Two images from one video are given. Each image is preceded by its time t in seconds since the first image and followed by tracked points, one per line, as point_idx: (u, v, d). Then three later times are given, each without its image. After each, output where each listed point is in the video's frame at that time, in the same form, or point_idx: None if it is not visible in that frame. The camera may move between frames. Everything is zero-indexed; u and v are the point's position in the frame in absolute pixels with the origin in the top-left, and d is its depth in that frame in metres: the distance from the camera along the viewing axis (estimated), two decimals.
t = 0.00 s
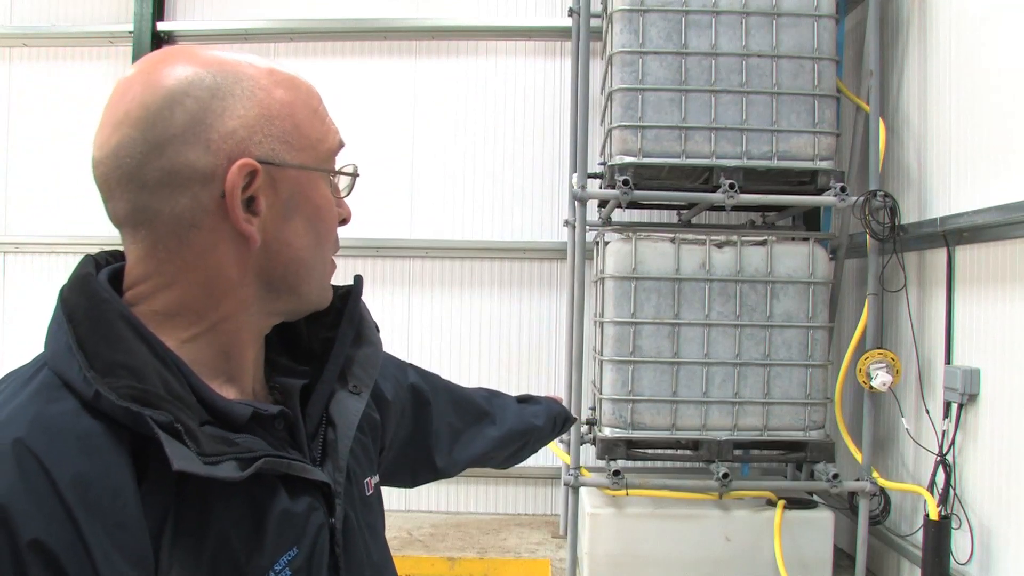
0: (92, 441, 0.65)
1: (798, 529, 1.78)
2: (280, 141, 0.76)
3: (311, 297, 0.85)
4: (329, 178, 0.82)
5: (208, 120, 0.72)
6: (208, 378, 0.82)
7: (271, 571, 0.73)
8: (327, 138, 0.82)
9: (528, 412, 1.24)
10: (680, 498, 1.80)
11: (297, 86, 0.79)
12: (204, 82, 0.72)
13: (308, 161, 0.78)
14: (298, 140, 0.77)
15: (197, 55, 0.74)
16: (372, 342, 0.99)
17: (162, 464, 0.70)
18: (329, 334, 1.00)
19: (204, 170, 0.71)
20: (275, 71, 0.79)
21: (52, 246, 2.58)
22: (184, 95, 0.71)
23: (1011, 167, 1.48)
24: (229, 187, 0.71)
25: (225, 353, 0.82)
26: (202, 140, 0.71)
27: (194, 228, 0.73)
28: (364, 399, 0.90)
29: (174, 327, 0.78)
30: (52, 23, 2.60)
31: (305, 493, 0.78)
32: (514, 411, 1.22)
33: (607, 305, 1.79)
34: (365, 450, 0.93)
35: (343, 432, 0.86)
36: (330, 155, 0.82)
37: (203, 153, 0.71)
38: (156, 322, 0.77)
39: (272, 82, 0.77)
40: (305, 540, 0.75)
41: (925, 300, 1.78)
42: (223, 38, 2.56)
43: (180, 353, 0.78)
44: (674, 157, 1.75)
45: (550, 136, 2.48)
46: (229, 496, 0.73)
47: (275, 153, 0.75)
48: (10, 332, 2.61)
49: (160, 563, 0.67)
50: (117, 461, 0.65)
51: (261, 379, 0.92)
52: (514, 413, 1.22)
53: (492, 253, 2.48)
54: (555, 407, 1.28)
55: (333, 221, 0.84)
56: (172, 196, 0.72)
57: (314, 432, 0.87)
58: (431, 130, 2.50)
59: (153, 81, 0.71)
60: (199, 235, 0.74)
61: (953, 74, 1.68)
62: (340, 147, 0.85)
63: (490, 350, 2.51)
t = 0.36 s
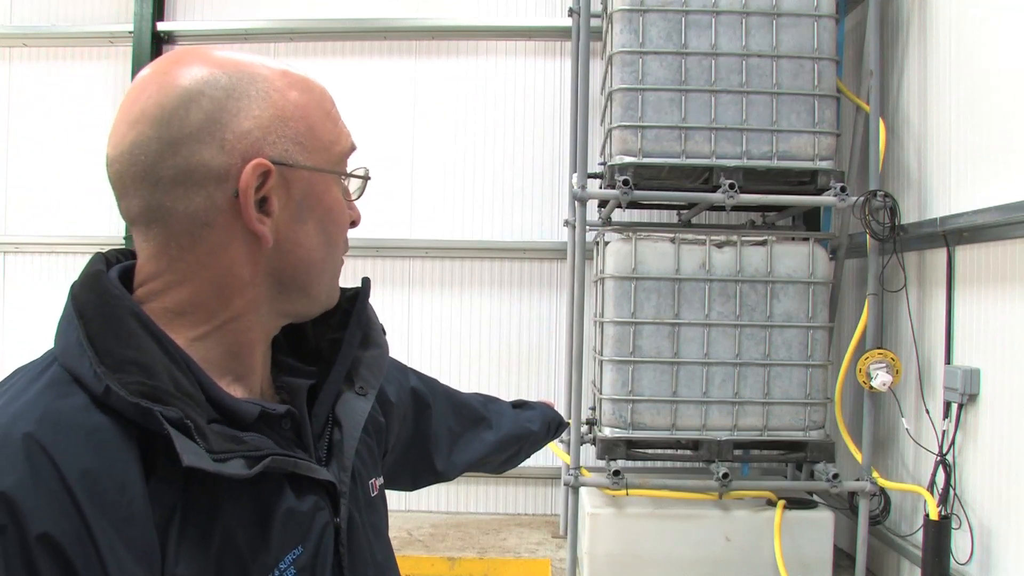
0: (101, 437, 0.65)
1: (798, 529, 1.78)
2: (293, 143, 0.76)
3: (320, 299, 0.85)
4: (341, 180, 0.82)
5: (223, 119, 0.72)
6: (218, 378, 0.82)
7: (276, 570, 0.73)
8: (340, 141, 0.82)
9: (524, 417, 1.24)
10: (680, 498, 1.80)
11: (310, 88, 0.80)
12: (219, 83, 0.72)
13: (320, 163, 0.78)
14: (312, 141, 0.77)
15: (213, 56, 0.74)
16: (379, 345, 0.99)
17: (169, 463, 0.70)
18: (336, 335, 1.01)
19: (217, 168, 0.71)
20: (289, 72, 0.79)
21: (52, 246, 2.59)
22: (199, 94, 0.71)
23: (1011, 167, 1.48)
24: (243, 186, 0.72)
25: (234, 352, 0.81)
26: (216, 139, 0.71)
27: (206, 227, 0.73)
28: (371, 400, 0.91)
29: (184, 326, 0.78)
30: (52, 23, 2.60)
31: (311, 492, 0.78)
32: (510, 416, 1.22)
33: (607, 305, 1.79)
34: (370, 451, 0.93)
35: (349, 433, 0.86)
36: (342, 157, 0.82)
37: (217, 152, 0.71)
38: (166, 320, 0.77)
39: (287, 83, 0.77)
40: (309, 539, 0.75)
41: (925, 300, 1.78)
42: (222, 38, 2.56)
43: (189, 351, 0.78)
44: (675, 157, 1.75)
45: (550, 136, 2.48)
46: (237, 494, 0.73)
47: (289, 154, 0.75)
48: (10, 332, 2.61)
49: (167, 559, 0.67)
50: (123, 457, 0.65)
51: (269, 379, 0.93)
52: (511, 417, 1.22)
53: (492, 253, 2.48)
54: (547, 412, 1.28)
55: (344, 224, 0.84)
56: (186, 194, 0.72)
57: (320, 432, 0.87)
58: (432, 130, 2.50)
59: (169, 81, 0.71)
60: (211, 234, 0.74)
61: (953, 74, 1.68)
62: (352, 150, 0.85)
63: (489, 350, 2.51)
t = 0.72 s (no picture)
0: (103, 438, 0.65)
1: (798, 529, 1.78)
2: (300, 148, 0.75)
3: (323, 304, 0.85)
4: (347, 186, 0.81)
5: (230, 123, 0.72)
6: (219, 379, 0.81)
7: (276, 571, 0.73)
8: (348, 147, 0.81)
9: (518, 380, 1.18)
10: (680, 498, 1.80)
11: (320, 92, 0.79)
12: (228, 86, 0.72)
13: (327, 168, 0.78)
14: (318, 147, 0.77)
15: (223, 57, 0.74)
16: (380, 345, 0.99)
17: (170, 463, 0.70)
18: (338, 336, 1.01)
19: (222, 172, 0.71)
20: (299, 75, 0.78)
21: (51, 246, 2.59)
22: (207, 97, 0.71)
23: (1010, 168, 1.49)
24: (247, 191, 0.71)
25: (236, 354, 0.81)
26: (222, 144, 0.71)
27: (210, 230, 0.73)
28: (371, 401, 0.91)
29: (186, 327, 0.78)
30: (52, 23, 2.60)
31: (311, 493, 0.78)
32: (503, 386, 1.17)
33: (607, 305, 1.79)
34: (370, 452, 0.93)
35: (350, 434, 0.86)
36: (349, 163, 0.82)
37: (222, 156, 0.71)
38: (167, 321, 0.77)
39: (296, 87, 0.76)
40: (310, 540, 0.76)
41: (925, 300, 1.78)
42: (223, 38, 2.56)
43: (191, 354, 0.78)
44: (675, 157, 1.75)
45: (550, 136, 2.49)
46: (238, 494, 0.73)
47: (295, 160, 0.75)
48: (10, 332, 2.60)
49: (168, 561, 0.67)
50: (123, 457, 0.65)
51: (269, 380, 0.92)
52: (505, 385, 1.17)
53: (492, 253, 2.48)
54: (542, 370, 1.20)
55: (348, 229, 0.84)
56: (191, 197, 0.72)
57: (321, 432, 0.87)
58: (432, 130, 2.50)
59: (178, 83, 0.71)
60: (215, 237, 0.74)
61: (953, 74, 1.68)
62: (360, 156, 0.84)
63: (489, 350, 2.51)
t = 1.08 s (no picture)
0: (99, 436, 0.65)
1: (798, 529, 1.78)
2: (294, 151, 0.76)
3: (317, 306, 0.85)
4: (341, 190, 0.82)
5: (225, 125, 0.72)
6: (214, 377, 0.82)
7: (272, 568, 0.73)
8: (343, 151, 0.82)
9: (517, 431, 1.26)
10: (680, 498, 1.80)
11: (316, 96, 0.79)
12: (225, 88, 0.73)
13: (321, 172, 0.78)
14: (312, 150, 0.77)
15: (218, 60, 0.74)
16: (375, 344, 0.99)
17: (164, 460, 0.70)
18: (334, 334, 1.01)
19: (217, 173, 0.71)
20: (295, 78, 0.79)
21: (52, 247, 2.59)
22: (204, 99, 0.71)
23: (1011, 167, 1.48)
24: (241, 193, 0.72)
25: (232, 352, 0.82)
26: (218, 144, 0.71)
27: (206, 231, 0.73)
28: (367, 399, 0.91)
29: (181, 326, 0.78)
30: (52, 24, 2.60)
31: (308, 491, 0.79)
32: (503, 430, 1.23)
33: (607, 305, 1.79)
34: (365, 449, 0.93)
35: (346, 433, 0.87)
36: (344, 167, 0.82)
37: (218, 157, 0.71)
38: (161, 319, 0.77)
39: (292, 90, 0.77)
40: (307, 538, 0.76)
41: (925, 300, 1.78)
42: (223, 38, 2.56)
43: (188, 352, 0.78)
44: (674, 157, 1.75)
45: (549, 136, 2.49)
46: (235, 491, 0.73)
47: (290, 162, 0.75)
48: (11, 332, 2.61)
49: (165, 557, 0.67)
50: (120, 455, 0.65)
51: (266, 379, 0.92)
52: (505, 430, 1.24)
53: (492, 253, 2.48)
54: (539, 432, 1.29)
55: (342, 233, 0.84)
56: (186, 198, 0.72)
57: (317, 430, 0.87)
58: (432, 130, 2.50)
59: (174, 85, 0.71)
60: (210, 237, 0.74)
61: (953, 74, 1.68)
62: (355, 161, 0.85)
63: (489, 349, 2.51)
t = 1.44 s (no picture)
0: (99, 429, 0.65)
1: (798, 529, 1.78)
2: (293, 151, 0.76)
3: (315, 304, 0.85)
4: (341, 189, 0.82)
5: (225, 124, 0.72)
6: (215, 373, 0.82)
7: (273, 561, 0.73)
8: (343, 151, 0.82)
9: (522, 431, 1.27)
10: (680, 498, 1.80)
11: (316, 97, 0.79)
12: (224, 88, 0.73)
13: (320, 171, 0.78)
14: (312, 150, 0.77)
15: (218, 60, 0.74)
16: (376, 340, 0.99)
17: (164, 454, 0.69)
18: (335, 330, 1.01)
19: (216, 172, 0.71)
20: (295, 79, 0.79)
21: (51, 247, 2.59)
22: (204, 98, 0.71)
23: (1011, 168, 1.49)
24: (240, 190, 0.72)
25: (231, 349, 0.82)
26: (217, 143, 0.71)
27: (205, 228, 0.73)
28: (367, 395, 0.91)
29: (180, 323, 0.78)
30: (52, 23, 2.60)
31: (309, 485, 0.79)
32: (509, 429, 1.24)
33: (607, 305, 1.79)
34: (367, 445, 0.94)
35: (346, 428, 0.87)
36: (343, 167, 0.82)
37: (217, 155, 0.71)
38: (161, 316, 0.77)
39: (292, 90, 0.77)
40: (308, 531, 0.76)
41: (925, 300, 1.78)
42: (223, 38, 2.56)
43: (188, 348, 0.78)
44: (674, 157, 1.75)
45: (549, 136, 2.49)
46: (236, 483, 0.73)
47: (289, 162, 0.75)
48: (10, 332, 2.60)
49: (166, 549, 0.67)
50: (120, 450, 0.65)
51: (266, 376, 0.93)
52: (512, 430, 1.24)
53: (492, 253, 2.48)
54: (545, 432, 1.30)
55: (342, 233, 0.84)
56: (186, 195, 0.72)
57: (318, 425, 0.87)
58: (432, 130, 2.50)
59: (174, 84, 0.71)
60: (209, 234, 0.74)
61: (953, 74, 1.68)
62: (354, 161, 0.84)
63: (489, 349, 2.51)
